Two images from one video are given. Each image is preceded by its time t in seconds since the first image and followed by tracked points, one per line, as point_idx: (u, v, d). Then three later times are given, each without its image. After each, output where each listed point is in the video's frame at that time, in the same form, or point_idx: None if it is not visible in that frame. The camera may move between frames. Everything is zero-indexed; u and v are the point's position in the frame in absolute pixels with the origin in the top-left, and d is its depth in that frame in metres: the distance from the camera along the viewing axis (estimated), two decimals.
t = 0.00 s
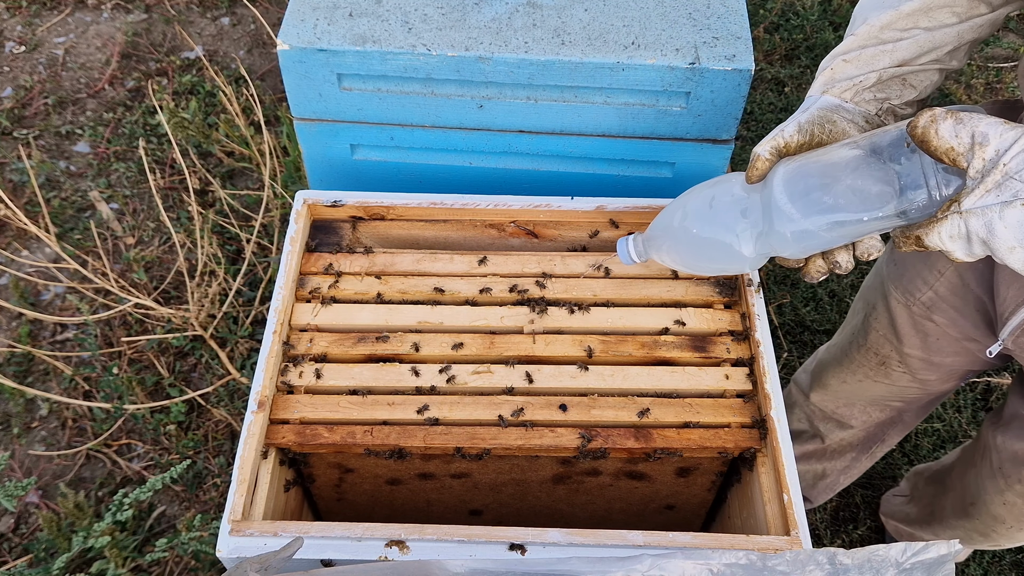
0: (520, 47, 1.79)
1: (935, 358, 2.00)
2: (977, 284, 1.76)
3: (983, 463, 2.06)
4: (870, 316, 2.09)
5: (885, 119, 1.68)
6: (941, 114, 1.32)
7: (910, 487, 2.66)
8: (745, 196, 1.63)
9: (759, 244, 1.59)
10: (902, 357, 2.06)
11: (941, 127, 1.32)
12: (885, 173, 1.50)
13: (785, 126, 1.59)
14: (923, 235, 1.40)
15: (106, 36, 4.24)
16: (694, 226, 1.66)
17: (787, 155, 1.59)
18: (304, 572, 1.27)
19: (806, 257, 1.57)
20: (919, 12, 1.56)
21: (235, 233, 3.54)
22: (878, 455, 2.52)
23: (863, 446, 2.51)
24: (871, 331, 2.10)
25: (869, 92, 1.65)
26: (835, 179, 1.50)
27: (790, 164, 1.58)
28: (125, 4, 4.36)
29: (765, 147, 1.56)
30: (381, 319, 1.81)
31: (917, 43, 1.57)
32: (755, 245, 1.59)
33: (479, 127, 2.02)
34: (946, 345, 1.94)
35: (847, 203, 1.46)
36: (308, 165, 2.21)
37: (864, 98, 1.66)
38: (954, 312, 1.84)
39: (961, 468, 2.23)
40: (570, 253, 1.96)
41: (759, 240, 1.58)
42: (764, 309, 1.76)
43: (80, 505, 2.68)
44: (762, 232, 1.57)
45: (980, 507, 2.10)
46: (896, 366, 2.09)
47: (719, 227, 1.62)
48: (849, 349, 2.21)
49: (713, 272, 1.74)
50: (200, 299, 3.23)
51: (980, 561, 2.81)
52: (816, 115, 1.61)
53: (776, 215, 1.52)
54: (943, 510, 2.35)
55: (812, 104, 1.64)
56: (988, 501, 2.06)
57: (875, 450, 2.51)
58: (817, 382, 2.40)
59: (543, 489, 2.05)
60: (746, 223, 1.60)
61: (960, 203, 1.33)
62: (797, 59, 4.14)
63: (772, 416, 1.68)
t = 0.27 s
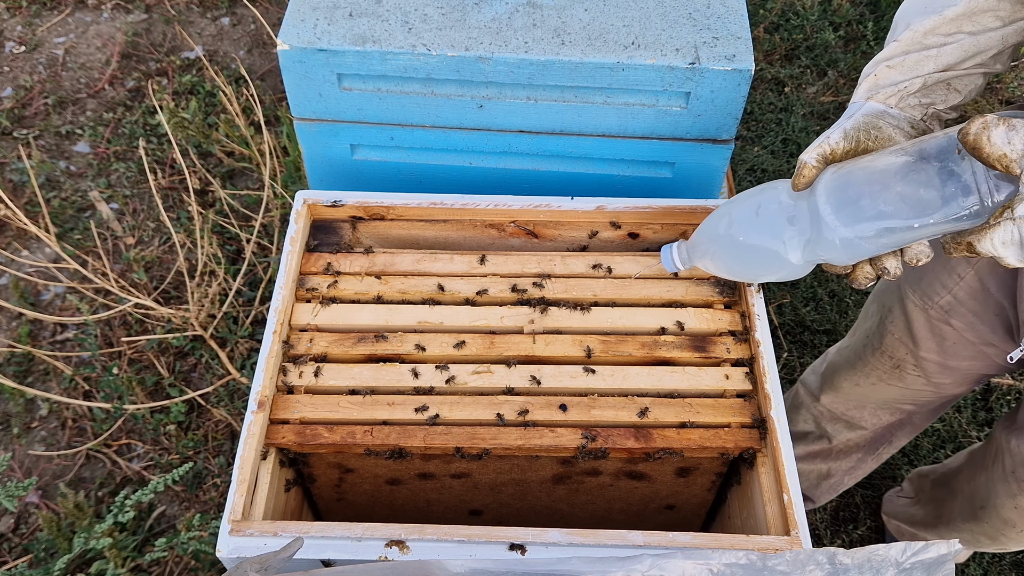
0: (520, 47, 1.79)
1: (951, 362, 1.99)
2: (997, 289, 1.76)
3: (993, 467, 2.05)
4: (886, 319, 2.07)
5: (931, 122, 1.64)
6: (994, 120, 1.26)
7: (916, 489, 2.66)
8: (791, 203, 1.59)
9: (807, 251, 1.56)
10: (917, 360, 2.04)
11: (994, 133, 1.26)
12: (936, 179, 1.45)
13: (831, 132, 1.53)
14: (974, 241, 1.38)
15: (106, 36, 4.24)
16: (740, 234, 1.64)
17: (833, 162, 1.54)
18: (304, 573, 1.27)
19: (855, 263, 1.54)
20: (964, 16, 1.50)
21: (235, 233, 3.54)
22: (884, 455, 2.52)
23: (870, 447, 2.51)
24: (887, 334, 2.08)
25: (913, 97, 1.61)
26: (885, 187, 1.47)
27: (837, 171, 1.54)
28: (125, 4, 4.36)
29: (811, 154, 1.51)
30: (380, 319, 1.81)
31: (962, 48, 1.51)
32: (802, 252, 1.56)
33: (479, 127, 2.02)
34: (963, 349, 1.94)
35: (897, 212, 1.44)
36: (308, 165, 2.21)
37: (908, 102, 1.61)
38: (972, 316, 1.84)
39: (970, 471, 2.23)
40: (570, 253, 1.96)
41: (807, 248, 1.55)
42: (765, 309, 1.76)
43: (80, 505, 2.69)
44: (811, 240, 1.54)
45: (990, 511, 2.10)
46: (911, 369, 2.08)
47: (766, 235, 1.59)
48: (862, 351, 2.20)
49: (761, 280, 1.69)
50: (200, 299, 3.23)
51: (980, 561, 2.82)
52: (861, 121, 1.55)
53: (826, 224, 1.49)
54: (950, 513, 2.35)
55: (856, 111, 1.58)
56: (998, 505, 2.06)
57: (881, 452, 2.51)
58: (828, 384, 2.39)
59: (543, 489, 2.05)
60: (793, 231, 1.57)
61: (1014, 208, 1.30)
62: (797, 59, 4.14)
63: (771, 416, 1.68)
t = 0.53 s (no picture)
0: (520, 47, 1.79)
1: (970, 366, 1.98)
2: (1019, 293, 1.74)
3: (1009, 465, 2.06)
4: (904, 323, 2.05)
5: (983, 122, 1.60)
6: None
7: (921, 488, 2.66)
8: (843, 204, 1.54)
9: (859, 252, 1.50)
10: (935, 364, 2.03)
11: None
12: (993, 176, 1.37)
13: (882, 132, 1.49)
14: None
15: (106, 36, 4.24)
16: (791, 234, 1.59)
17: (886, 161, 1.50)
18: (305, 573, 1.27)
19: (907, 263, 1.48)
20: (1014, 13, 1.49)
21: (235, 233, 3.54)
22: (892, 456, 2.55)
23: (878, 447, 2.53)
24: (904, 337, 2.06)
25: (965, 96, 1.58)
26: (939, 186, 1.41)
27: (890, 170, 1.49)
28: (125, 4, 4.36)
29: (862, 154, 1.47)
30: (381, 319, 1.82)
31: (1013, 45, 1.50)
32: (854, 253, 1.50)
33: (479, 128, 2.02)
34: (982, 353, 1.93)
35: (952, 211, 1.38)
36: (308, 165, 2.20)
37: (960, 102, 1.58)
38: (993, 320, 1.83)
39: (983, 470, 2.23)
40: (570, 253, 1.96)
41: (859, 248, 1.49)
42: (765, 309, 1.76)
43: (80, 504, 2.69)
44: (863, 240, 1.48)
45: (1005, 509, 2.10)
46: (930, 372, 2.06)
47: (817, 235, 1.54)
48: (878, 354, 2.18)
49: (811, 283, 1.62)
50: (201, 299, 3.23)
51: (979, 562, 2.82)
52: (913, 120, 1.51)
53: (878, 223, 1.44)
54: (960, 512, 2.35)
55: (907, 110, 1.55)
56: (1013, 503, 2.06)
57: (889, 452, 2.54)
58: (843, 386, 2.38)
59: (543, 489, 2.05)
60: (845, 231, 1.51)
61: None
62: (797, 59, 4.14)
63: (772, 416, 1.68)
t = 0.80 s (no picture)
0: (520, 47, 1.79)
1: (971, 364, 1.98)
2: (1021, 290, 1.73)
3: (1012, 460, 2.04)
4: (906, 320, 2.05)
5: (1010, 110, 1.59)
6: None
7: (923, 486, 2.65)
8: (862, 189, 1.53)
9: (878, 237, 1.49)
10: (937, 362, 2.02)
11: None
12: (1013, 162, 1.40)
13: (905, 118, 1.50)
14: None
15: (106, 36, 4.24)
16: (810, 219, 1.56)
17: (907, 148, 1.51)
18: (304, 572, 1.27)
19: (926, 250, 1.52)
20: None
21: (235, 233, 3.54)
22: (895, 454, 2.55)
23: (881, 445, 2.53)
24: (906, 335, 2.06)
25: (990, 83, 1.57)
26: (958, 172, 1.43)
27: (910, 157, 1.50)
28: (125, 4, 4.36)
29: (885, 140, 1.47)
30: (381, 319, 1.82)
31: None
32: (873, 238, 1.49)
33: (479, 127, 2.02)
34: (984, 351, 1.92)
35: (972, 196, 1.40)
36: (309, 165, 2.21)
37: (985, 89, 1.58)
38: (995, 318, 1.82)
39: (986, 467, 2.22)
40: (570, 253, 1.96)
41: (879, 233, 1.49)
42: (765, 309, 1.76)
43: (80, 505, 2.69)
44: (883, 225, 1.48)
45: (1007, 504, 2.09)
46: (932, 370, 2.05)
47: (836, 220, 1.52)
48: (879, 352, 2.18)
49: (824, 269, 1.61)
50: (200, 299, 3.23)
51: (980, 562, 2.81)
52: (935, 107, 1.52)
53: (901, 206, 1.45)
54: (962, 509, 2.34)
55: (930, 97, 1.55)
56: (1015, 498, 2.05)
57: (892, 451, 2.55)
58: (845, 384, 2.37)
59: (542, 489, 2.05)
60: (864, 216, 1.51)
61: None
62: (797, 59, 4.14)
63: (772, 416, 1.68)
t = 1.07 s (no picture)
0: (520, 46, 1.79)
1: (954, 359, 1.98)
2: (1000, 283, 1.74)
3: (999, 456, 2.04)
4: (889, 316, 2.06)
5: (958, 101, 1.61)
6: None
7: (918, 484, 2.65)
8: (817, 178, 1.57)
9: (831, 226, 1.54)
10: (921, 358, 2.03)
11: None
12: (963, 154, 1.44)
13: (857, 108, 1.50)
14: (999, 217, 1.37)
15: (106, 36, 4.24)
16: (764, 209, 1.62)
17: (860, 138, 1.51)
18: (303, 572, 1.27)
19: (878, 239, 1.52)
20: None
21: (235, 233, 3.54)
22: (886, 452, 2.54)
23: (873, 443, 2.52)
24: (891, 331, 2.07)
25: (941, 75, 1.57)
26: (910, 162, 1.46)
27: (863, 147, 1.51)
28: (125, 4, 4.36)
29: (838, 131, 1.47)
30: (380, 319, 1.82)
31: (990, 25, 1.49)
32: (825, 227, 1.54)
33: (479, 127, 2.02)
34: (967, 346, 1.92)
35: (921, 185, 1.43)
36: (309, 164, 2.21)
37: (936, 81, 1.58)
38: (976, 312, 1.83)
39: (976, 463, 2.22)
40: (571, 253, 1.96)
41: (831, 223, 1.53)
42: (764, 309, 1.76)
43: (80, 505, 2.69)
44: (835, 215, 1.52)
45: (995, 501, 2.08)
46: (916, 366, 2.07)
47: (789, 210, 1.57)
48: (866, 350, 2.19)
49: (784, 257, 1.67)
50: (200, 299, 3.23)
51: (980, 561, 2.81)
52: (888, 98, 1.51)
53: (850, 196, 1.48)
54: (954, 506, 2.34)
55: (884, 87, 1.55)
56: (1002, 494, 2.05)
57: (884, 449, 2.53)
58: (833, 382, 2.38)
59: (543, 489, 2.05)
60: (817, 205, 1.55)
61: None
62: (797, 59, 4.14)
63: (772, 416, 1.68)
